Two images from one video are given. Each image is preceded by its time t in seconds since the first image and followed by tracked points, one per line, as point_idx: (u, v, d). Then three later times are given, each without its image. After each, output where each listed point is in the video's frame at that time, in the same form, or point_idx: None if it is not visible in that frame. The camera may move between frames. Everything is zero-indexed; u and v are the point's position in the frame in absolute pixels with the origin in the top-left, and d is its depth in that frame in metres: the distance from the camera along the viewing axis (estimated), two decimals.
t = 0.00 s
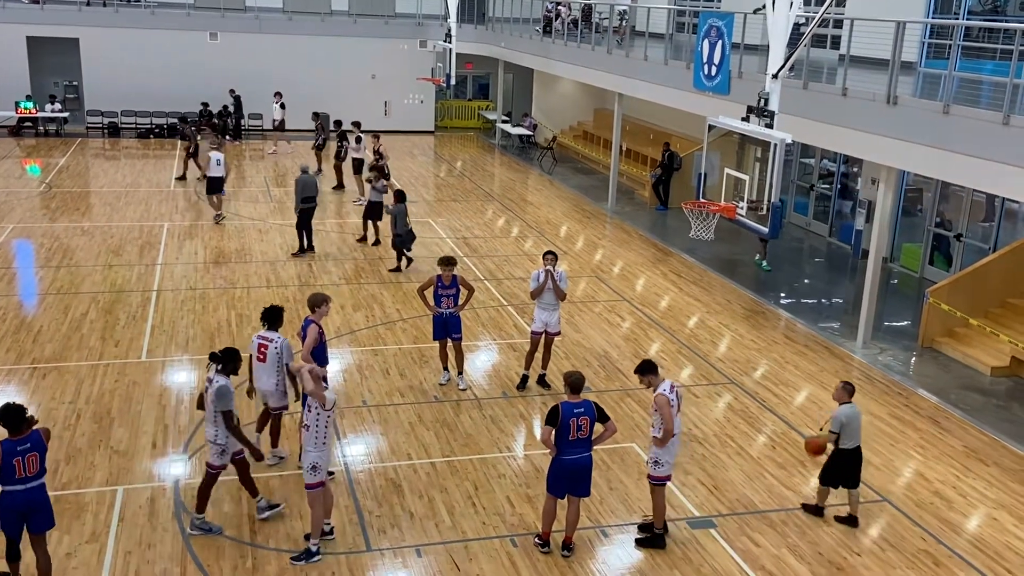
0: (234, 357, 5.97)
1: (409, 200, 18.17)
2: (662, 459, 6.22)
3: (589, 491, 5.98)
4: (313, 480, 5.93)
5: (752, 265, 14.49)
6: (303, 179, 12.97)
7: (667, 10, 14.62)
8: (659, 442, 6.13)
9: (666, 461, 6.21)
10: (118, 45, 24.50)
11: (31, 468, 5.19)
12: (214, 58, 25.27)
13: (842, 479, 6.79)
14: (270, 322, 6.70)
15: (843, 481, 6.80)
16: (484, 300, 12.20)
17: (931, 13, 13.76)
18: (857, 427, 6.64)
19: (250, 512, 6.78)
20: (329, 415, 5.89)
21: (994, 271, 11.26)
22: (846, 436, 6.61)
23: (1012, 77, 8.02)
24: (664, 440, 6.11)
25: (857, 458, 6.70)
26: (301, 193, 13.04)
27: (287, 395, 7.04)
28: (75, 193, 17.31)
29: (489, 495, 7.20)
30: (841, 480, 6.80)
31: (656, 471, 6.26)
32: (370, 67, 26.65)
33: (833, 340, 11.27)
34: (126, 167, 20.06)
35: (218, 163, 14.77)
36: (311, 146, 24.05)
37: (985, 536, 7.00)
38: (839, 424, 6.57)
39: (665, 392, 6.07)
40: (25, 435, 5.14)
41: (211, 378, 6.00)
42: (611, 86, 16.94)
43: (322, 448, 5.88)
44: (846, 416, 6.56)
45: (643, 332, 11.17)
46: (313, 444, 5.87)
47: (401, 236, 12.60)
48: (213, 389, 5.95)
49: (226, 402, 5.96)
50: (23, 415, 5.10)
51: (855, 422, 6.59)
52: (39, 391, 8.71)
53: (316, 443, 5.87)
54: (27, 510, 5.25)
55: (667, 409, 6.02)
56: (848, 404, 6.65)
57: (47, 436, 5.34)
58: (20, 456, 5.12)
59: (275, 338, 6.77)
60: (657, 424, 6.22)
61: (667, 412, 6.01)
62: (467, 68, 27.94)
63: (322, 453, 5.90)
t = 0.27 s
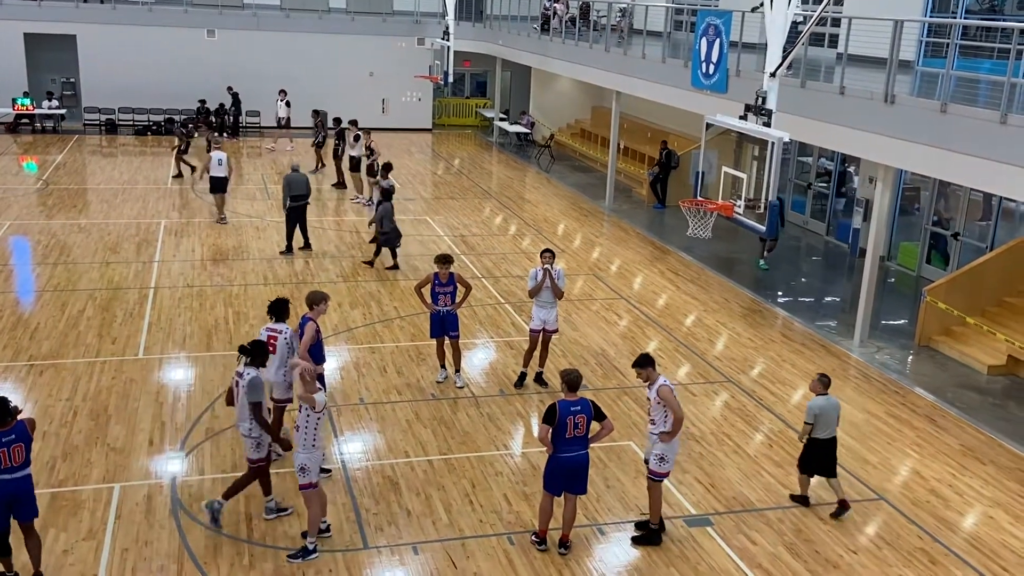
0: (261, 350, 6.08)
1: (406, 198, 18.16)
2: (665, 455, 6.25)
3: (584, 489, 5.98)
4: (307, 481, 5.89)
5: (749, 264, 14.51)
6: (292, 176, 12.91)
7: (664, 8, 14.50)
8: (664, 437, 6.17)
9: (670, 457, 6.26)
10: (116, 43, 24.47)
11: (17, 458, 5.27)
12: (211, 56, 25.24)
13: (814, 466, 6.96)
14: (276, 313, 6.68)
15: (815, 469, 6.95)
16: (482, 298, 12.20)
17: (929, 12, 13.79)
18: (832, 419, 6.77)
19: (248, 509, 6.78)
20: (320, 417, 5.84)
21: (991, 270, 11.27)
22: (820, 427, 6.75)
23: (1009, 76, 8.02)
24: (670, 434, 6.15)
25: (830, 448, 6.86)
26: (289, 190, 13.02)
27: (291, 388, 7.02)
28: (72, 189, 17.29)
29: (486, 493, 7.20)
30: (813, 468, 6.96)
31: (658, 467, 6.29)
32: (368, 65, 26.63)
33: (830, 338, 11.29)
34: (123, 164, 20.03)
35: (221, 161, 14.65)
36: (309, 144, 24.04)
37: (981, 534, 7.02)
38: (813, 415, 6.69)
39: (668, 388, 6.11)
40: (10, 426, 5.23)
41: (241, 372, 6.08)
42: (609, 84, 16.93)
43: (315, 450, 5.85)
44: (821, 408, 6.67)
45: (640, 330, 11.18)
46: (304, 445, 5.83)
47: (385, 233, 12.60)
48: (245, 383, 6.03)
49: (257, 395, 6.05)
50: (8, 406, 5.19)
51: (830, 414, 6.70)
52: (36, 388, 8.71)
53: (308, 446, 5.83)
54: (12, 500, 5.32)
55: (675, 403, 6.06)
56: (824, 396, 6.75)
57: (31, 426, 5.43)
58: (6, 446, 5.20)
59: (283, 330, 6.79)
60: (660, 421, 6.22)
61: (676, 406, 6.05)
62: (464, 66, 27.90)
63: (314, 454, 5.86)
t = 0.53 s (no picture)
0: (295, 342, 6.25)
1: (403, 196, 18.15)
2: (669, 452, 6.27)
3: (581, 486, 5.98)
4: (298, 481, 5.89)
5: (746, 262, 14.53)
6: (280, 174, 12.85)
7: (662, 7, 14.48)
8: (672, 432, 6.22)
9: (673, 454, 6.27)
10: (112, 39, 24.43)
11: (6, 447, 5.37)
12: (208, 53, 25.20)
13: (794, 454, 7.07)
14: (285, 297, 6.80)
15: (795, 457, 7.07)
16: (479, 296, 12.20)
17: (926, 11, 13.77)
18: (810, 406, 6.88)
19: (244, 506, 6.78)
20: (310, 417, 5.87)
21: (987, 269, 11.30)
22: (795, 413, 6.88)
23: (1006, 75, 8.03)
24: (680, 429, 6.22)
25: (808, 437, 6.96)
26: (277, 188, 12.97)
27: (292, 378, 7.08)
28: (68, 186, 17.26)
29: (483, 491, 7.21)
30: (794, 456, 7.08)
31: (663, 463, 6.30)
32: (365, 62, 26.61)
33: (826, 337, 11.30)
34: (120, 161, 19.99)
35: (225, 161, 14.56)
36: (306, 141, 24.01)
37: (977, 533, 7.03)
38: (788, 401, 6.84)
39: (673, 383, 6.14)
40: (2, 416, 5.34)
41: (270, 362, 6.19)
42: (607, 82, 16.92)
43: (307, 450, 5.85)
44: (795, 395, 6.83)
45: (637, 329, 11.18)
46: (295, 445, 5.83)
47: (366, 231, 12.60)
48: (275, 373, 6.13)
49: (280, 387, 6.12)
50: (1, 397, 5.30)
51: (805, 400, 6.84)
52: (32, 385, 8.70)
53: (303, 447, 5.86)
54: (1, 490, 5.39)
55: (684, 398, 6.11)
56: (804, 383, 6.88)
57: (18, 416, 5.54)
58: None
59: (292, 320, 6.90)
60: (665, 417, 6.23)
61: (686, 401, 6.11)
62: (462, 63, 27.86)
63: (305, 454, 5.85)
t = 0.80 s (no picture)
0: (330, 341, 6.45)
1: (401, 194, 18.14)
2: (671, 453, 6.26)
3: (577, 484, 5.99)
4: (289, 480, 5.91)
5: (743, 262, 14.52)
6: (269, 171, 12.87)
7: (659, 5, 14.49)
8: (674, 435, 6.20)
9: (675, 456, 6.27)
10: (109, 37, 24.40)
11: None
12: (205, 50, 25.16)
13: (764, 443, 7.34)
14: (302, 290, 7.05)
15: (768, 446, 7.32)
16: (476, 294, 12.20)
17: (923, 11, 13.77)
18: (783, 397, 7.14)
19: (241, 504, 6.77)
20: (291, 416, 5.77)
21: (983, 269, 11.31)
22: (771, 405, 7.13)
23: (1003, 75, 8.04)
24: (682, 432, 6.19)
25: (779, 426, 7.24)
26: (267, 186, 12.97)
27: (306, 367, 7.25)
28: (65, 183, 17.24)
29: (479, 489, 7.21)
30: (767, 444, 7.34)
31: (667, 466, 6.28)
32: (362, 61, 26.58)
33: (823, 336, 11.32)
34: (117, 158, 19.96)
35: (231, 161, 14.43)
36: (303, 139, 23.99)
37: (972, 532, 7.05)
38: (765, 393, 7.06)
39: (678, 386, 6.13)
40: None
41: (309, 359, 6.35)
42: (605, 81, 16.91)
43: (296, 449, 5.85)
44: (772, 387, 7.04)
45: (634, 327, 11.19)
46: (286, 444, 5.85)
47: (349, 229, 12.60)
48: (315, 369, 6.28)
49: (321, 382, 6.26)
50: None
51: (781, 392, 7.08)
52: (28, 382, 8.69)
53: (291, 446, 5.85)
54: None
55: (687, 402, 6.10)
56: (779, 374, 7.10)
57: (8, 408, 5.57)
58: None
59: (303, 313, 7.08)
60: (666, 420, 6.23)
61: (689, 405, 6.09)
62: (459, 62, 27.84)
63: (295, 454, 5.86)
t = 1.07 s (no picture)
0: (352, 332, 6.41)
1: (398, 193, 18.14)
2: (678, 457, 6.27)
3: (575, 483, 6.01)
4: (281, 477, 5.95)
5: (740, 262, 14.50)
6: (262, 171, 12.80)
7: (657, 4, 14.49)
8: (680, 440, 6.18)
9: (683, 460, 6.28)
10: (107, 35, 24.36)
11: None
12: (203, 48, 25.13)
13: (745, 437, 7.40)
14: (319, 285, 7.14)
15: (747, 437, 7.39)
16: (473, 293, 12.20)
17: (920, 11, 13.78)
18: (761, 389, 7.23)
19: (237, 503, 6.77)
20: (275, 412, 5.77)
21: (980, 269, 11.33)
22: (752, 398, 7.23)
23: (1000, 75, 8.05)
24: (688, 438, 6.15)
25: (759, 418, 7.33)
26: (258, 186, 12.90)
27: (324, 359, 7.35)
28: (62, 181, 17.22)
29: (476, 488, 7.21)
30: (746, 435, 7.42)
31: (676, 471, 6.29)
32: (360, 59, 26.58)
33: (820, 336, 11.32)
34: (115, 156, 19.94)
35: (234, 161, 14.34)
36: (301, 137, 23.98)
37: (968, 532, 7.05)
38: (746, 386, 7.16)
39: (683, 391, 6.11)
40: None
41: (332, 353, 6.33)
42: (603, 80, 16.91)
43: (286, 447, 5.87)
44: (753, 380, 7.14)
45: (631, 327, 11.19)
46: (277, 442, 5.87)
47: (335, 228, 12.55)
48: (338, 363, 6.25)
49: (347, 374, 6.23)
50: None
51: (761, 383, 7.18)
52: (25, 380, 8.68)
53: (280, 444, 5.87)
54: None
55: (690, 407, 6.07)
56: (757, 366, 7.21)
57: None
58: None
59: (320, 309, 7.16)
60: (672, 425, 6.23)
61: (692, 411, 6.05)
62: (457, 60, 27.85)
63: (284, 451, 5.88)
